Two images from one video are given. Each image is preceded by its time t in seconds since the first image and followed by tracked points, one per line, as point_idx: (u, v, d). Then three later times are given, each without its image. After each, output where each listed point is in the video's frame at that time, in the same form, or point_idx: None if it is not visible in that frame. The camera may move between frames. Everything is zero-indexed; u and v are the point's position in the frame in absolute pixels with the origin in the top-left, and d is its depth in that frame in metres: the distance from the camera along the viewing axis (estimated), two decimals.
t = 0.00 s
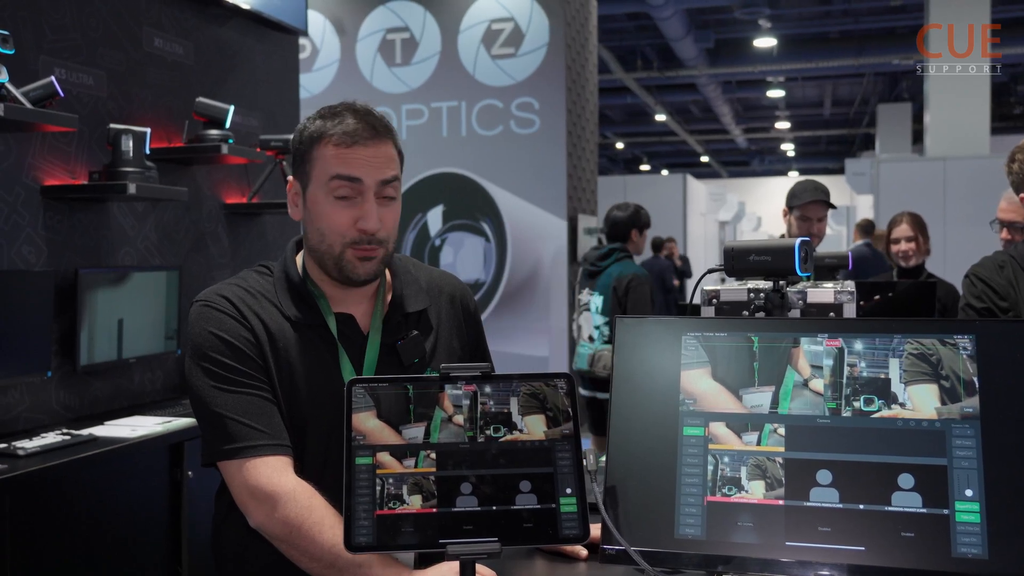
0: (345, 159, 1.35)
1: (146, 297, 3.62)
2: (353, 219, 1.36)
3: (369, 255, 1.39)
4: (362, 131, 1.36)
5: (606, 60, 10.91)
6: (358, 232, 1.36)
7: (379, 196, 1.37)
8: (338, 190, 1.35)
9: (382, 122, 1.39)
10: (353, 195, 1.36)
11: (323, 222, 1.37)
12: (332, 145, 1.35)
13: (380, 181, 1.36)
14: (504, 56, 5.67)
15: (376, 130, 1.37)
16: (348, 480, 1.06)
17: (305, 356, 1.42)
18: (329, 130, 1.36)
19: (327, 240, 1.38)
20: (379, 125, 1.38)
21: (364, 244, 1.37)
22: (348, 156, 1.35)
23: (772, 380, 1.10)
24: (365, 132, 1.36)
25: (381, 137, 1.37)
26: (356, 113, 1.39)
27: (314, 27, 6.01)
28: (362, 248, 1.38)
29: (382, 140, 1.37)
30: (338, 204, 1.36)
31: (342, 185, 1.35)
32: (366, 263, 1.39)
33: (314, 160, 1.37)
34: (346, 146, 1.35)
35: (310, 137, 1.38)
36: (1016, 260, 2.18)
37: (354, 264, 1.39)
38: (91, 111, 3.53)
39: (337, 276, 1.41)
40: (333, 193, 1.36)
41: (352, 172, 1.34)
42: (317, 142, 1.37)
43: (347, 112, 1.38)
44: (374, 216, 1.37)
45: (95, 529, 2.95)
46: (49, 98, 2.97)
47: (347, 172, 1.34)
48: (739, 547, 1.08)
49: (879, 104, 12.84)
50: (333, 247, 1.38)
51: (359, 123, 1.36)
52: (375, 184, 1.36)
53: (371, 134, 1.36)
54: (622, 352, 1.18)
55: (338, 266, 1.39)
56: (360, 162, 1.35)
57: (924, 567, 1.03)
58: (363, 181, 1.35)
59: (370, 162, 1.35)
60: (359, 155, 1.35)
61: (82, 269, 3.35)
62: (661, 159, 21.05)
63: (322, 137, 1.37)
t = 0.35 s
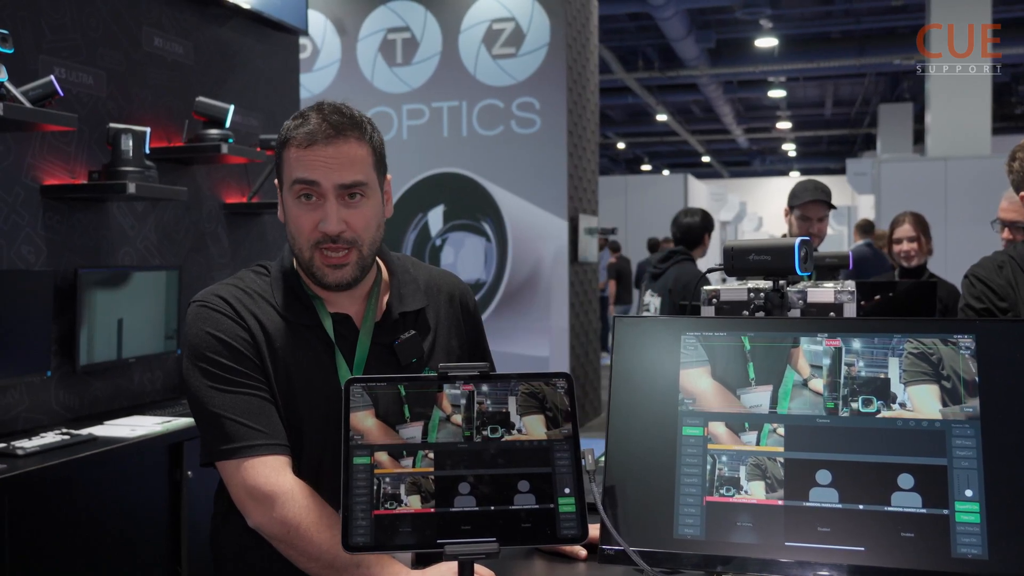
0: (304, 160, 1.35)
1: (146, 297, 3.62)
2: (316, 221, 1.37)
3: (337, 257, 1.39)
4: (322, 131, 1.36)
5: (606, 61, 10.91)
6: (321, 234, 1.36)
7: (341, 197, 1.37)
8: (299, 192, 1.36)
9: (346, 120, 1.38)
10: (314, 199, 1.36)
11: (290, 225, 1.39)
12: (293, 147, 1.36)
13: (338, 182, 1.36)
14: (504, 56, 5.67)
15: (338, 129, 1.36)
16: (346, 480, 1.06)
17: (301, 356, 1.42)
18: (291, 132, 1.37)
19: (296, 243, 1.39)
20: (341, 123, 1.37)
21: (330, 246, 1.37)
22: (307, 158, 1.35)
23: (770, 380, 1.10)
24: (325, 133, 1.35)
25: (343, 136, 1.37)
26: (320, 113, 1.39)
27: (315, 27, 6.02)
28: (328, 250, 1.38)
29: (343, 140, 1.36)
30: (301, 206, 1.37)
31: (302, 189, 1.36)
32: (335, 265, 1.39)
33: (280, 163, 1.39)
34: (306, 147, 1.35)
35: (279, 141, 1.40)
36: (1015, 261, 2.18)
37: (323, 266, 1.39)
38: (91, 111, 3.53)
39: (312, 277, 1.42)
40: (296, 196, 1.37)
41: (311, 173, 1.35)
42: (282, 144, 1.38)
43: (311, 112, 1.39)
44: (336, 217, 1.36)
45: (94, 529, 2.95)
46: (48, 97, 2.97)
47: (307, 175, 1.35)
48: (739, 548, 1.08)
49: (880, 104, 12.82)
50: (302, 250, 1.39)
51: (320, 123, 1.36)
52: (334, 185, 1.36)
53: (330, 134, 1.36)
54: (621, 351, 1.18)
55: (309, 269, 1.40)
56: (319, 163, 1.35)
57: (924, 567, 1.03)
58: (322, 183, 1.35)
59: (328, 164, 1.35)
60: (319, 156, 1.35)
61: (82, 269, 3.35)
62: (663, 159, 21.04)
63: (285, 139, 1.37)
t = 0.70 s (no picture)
0: (312, 157, 1.35)
1: (147, 297, 3.62)
2: (325, 218, 1.36)
3: (346, 254, 1.38)
4: (329, 128, 1.36)
5: (608, 60, 10.90)
6: (331, 231, 1.36)
7: (349, 193, 1.37)
8: (307, 189, 1.36)
9: (351, 116, 1.39)
10: (323, 195, 1.36)
11: (297, 223, 1.38)
12: (300, 143, 1.36)
13: (347, 178, 1.36)
14: (506, 56, 5.67)
15: (344, 125, 1.37)
16: (345, 481, 1.06)
17: (301, 356, 1.42)
18: (296, 129, 1.37)
19: (303, 242, 1.38)
20: (347, 120, 1.38)
21: (339, 244, 1.37)
22: (315, 154, 1.35)
23: (769, 380, 1.10)
24: (333, 129, 1.36)
25: (349, 132, 1.37)
26: (325, 110, 1.39)
27: (315, 27, 6.01)
28: (338, 247, 1.37)
29: (349, 136, 1.37)
30: (309, 204, 1.36)
31: (311, 186, 1.36)
32: (345, 262, 1.39)
33: (285, 161, 1.38)
34: (313, 143, 1.35)
35: (283, 138, 1.39)
36: (1017, 260, 2.17)
37: (332, 264, 1.39)
38: (91, 111, 3.53)
39: (319, 277, 1.41)
40: (303, 193, 1.36)
41: (320, 170, 1.35)
42: (287, 142, 1.38)
43: (315, 110, 1.39)
44: (346, 213, 1.36)
45: (95, 528, 2.95)
46: (49, 97, 2.97)
47: (316, 172, 1.35)
48: (739, 548, 1.07)
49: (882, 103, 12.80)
50: (310, 249, 1.38)
51: (326, 119, 1.37)
52: (343, 181, 1.36)
53: (337, 129, 1.36)
54: (622, 350, 1.18)
55: (317, 267, 1.39)
56: (327, 159, 1.35)
57: (925, 567, 1.02)
58: (330, 179, 1.35)
59: (336, 160, 1.35)
60: (326, 152, 1.35)
61: (82, 269, 3.35)
62: (664, 159, 21.03)
63: (290, 136, 1.37)
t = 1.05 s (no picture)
0: (306, 153, 1.35)
1: (148, 297, 3.62)
2: (319, 214, 1.37)
3: (341, 250, 1.39)
4: (323, 124, 1.36)
5: (609, 60, 10.89)
6: (324, 227, 1.36)
7: (343, 188, 1.37)
8: (302, 185, 1.36)
9: (346, 113, 1.39)
10: (317, 191, 1.36)
11: (291, 220, 1.38)
12: (294, 140, 1.36)
13: (341, 174, 1.36)
14: (507, 56, 5.67)
15: (337, 123, 1.37)
16: (346, 481, 1.06)
17: (302, 356, 1.42)
18: (291, 126, 1.37)
19: (298, 238, 1.39)
20: (342, 117, 1.38)
21: (334, 239, 1.37)
22: (308, 151, 1.35)
23: (771, 379, 1.10)
24: (327, 126, 1.36)
25: (344, 129, 1.37)
26: (320, 108, 1.39)
27: (316, 27, 6.02)
28: (332, 242, 1.38)
29: (344, 133, 1.37)
30: (304, 200, 1.37)
31: (305, 182, 1.36)
32: (339, 258, 1.39)
33: (281, 158, 1.39)
34: (307, 140, 1.36)
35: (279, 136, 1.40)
36: (1017, 259, 2.17)
37: (327, 261, 1.39)
38: (93, 112, 3.54)
39: (315, 273, 1.41)
40: (298, 189, 1.37)
41: (313, 166, 1.35)
42: (282, 139, 1.38)
43: (311, 108, 1.39)
44: (340, 209, 1.36)
45: (97, 529, 2.95)
46: (50, 98, 2.97)
47: (309, 168, 1.35)
48: (740, 548, 1.07)
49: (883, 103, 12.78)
50: (305, 245, 1.38)
51: (322, 117, 1.37)
52: (336, 177, 1.36)
53: (332, 127, 1.36)
54: (623, 350, 1.17)
55: (312, 262, 1.39)
56: (321, 155, 1.35)
57: (926, 567, 1.02)
58: (324, 175, 1.35)
59: (329, 157, 1.35)
60: (320, 148, 1.35)
61: (84, 269, 3.35)
62: (665, 159, 21.03)
63: (286, 133, 1.38)
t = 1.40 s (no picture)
0: (289, 150, 1.36)
1: (149, 297, 3.62)
2: (305, 210, 1.37)
3: (329, 245, 1.39)
4: (306, 120, 1.37)
5: (609, 60, 10.88)
6: (310, 222, 1.37)
7: (327, 183, 1.37)
8: (287, 181, 1.37)
9: (330, 109, 1.40)
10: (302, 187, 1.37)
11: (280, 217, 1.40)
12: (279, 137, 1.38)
13: (324, 170, 1.37)
14: (507, 55, 5.67)
15: (320, 119, 1.38)
16: (351, 481, 1.06)
17: (304, 354, 1.42)
18: (276, 124, 1.39)
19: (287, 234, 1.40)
20: (326, 113, 1.38)
21: (320, 234, 1.38)
22: (291, 148, 1.36)
23: (774, 378, 1.10)
24: (310, 121, 1.37)
25: (327, 124, 1.38)
26: (305, 104, 1.40)
27: (317, 27, 6.02)
28: (319, 237, 1.38)
29: (327, 129, 1.38)
30: (290, 196, 1.38)
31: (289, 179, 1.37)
32: (327, 253, 1.39)
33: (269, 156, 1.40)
34: (290, 137, 1.37)
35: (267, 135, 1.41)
36: (1017, 260, 2.17)
37: (317, 256, 1.40)
38: (95, 111, 3.54)
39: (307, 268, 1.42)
40: (285, 186, 1.38)
41: (297, 162, 1.36)
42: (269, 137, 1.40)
43: (296, 105, 1.40)
44: (324, 204, 1.37)
45: (100, 529, 2.95)
46: (52, 97, 2.98)
47: (292, 165, 1.36)
48: (743, 548, 1.08)
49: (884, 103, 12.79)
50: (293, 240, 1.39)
51: (305, 113, 1.38)
52: (320, 172, 1.36)
53: (314, 123, 1.37)
54: (626, 351, 1.18)
55: (301, 258, 1.40)
56: (304, 151, 1.36)
57: (929, 568, 1.02)
58: (308, 171, 1.36)
59: (312, 152, 1.36)
60: (303, 143, 1.36)
61: (86, 269, 3.35)
62: (665, 159, 21.04)
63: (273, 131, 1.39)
